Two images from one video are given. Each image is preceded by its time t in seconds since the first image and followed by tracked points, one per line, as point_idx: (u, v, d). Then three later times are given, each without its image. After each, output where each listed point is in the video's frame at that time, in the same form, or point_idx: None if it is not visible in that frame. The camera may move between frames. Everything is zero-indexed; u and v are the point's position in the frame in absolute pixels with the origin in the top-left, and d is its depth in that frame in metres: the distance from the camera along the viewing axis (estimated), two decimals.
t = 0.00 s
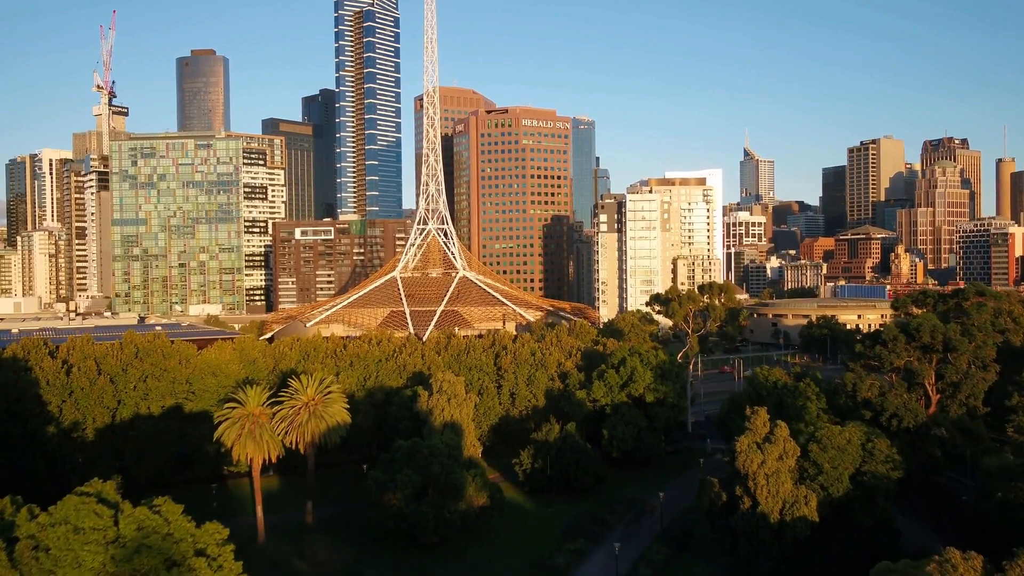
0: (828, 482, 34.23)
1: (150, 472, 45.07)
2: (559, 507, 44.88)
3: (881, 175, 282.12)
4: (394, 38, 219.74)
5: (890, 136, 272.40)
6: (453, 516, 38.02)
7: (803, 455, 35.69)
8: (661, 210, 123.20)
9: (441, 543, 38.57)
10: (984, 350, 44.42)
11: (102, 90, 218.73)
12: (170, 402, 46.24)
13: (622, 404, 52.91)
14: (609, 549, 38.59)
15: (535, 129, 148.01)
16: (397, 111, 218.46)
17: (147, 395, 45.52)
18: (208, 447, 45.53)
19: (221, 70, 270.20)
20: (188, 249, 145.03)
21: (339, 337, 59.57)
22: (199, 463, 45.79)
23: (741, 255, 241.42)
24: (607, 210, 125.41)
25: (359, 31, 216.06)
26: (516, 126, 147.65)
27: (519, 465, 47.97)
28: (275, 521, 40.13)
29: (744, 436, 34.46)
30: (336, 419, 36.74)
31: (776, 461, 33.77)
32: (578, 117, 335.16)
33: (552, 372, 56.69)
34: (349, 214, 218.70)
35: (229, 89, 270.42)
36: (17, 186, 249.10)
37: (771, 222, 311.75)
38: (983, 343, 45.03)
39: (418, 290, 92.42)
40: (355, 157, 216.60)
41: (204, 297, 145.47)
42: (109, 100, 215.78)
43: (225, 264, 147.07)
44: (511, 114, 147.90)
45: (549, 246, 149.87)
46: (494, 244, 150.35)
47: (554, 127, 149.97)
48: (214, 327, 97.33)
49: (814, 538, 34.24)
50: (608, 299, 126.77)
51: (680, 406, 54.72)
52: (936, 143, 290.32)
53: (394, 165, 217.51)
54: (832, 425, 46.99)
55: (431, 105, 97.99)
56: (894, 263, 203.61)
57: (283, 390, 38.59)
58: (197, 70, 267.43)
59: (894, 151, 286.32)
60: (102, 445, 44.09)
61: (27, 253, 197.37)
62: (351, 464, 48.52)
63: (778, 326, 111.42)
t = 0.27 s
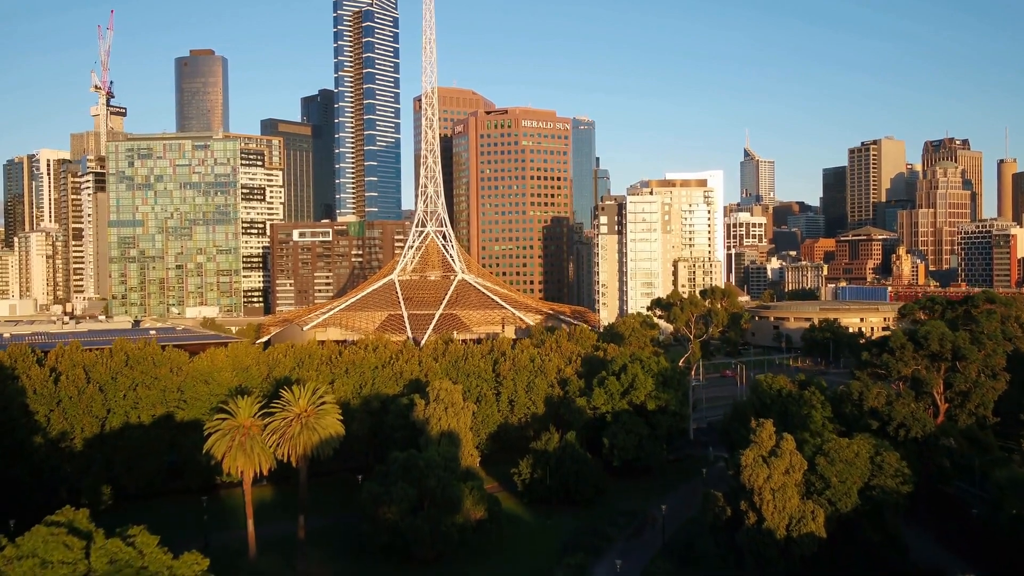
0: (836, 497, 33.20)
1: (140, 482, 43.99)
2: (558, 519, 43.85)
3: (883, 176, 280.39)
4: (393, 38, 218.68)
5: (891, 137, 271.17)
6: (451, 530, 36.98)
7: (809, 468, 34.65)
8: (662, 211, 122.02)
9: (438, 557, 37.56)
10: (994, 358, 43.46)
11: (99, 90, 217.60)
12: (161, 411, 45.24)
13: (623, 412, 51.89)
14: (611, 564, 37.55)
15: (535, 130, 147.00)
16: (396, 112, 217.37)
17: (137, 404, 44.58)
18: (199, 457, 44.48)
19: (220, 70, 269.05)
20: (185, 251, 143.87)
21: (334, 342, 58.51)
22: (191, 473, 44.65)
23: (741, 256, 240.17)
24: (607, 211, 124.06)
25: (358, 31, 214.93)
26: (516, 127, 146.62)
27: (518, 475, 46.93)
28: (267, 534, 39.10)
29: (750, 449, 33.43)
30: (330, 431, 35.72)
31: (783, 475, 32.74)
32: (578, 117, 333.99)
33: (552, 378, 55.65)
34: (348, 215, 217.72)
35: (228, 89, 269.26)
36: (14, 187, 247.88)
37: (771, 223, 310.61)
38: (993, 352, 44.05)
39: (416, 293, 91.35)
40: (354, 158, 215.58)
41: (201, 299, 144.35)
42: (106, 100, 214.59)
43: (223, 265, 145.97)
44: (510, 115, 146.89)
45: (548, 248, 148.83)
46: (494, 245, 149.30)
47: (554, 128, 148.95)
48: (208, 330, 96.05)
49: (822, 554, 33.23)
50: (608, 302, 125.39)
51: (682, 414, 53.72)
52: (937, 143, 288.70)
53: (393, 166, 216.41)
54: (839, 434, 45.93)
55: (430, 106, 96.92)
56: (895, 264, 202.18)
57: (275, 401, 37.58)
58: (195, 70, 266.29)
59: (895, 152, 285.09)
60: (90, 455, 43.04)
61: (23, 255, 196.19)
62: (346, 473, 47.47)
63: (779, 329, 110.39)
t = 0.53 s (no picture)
0: (844, 511, 32.26)
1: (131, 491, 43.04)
2: (558, 530, 42.95)
3: (884, 177, 279.38)
4: (393, 38, 217.78)
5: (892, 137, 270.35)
6: (448, 544, 36.11)
7: (816, 481, 33.69)
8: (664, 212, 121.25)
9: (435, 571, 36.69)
10: (1002, 366, 42.66)
11: (98, 90, 216.72)
12: (152, 419, 44.35)
13: (624, 419, 50.97)
14: None
15: (535, 131, 146.14)
16: (395, 112, 216.46)
17: (128, 412, 43.71)
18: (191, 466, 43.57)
19: (219, 70, 268.12)
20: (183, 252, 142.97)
21: (330, 347, 57.57)
22: (184, 482, 43.76)
23: (742, 256, 239.25)
24: (607, 212, 123.08)
25: (357, 31, 213.95)
26: (516, 128, 145.72)
27: (517, 484, 46.03)
28: (260, 547, 38.18)
29: (755, 462, 32.51)
30: (323, 442, 34.94)
31: (789, 488, 31.80)
32: (579, 117, 333.11)
33: (551, 385, 54.72)
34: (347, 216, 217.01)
35: (227, 89, 268.36)
36: (12, 187, 246.91)
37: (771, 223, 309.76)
38: (1002, 360, 43.23)
39: (414, 296, 90.42)
40: (353, 158, 214.73)
41: (199, 301, 143.48)
42: (105, 100, 213.71)
43: (221, 267, 145.05)
44: (510, 116, 146.00)
45: (548, 249, 147.96)
46: (493, 247, 148.40)
47: (553, 129, 148.09)
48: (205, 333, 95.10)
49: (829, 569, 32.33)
50: (608, 303, 124.33)
51: (684, 421, 52.79)
52: (938, 144, 287.45)
53: (393, 166, 215.52)
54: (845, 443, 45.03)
55: (428, 107, 95.97)
56: (896, 265, 201.09)
57: (267, 411, 36.67)
58: (194, 70, 265.36)
59: (895, 152, 284.18)
60: (80, 465, 42.08)
61: (21, 256, 195.25)
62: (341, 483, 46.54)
63: (781, 331, 109.47)
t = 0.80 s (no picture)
0: (853, 525, 31.26)
1: (122, 501, 42.09)
2: (559, 542, 42.05)
3: (884, 178, 278.54)
4: (392, 39, 216.90)
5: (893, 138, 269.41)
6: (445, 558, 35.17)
7: (825, 494, 32.69)
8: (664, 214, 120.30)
9: None
10: (1012, 375, 41.95)
11: (96, 90, 215.81)
12: (144, 428, 43.44)
13: (625, 427, 50.05)
14: None
15: (535, 132, 145.25)
16: (394, 113, 215.53)
17: (119, 421, 42.83)
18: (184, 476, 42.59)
19: (218, 71, 267.03)
20: (181, 254, 142.02)
21: (325, 352, 56.49)
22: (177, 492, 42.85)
23: (742, 258, 238.20)
24: (607, 214, 122.21)
25: (356, 31, 213.11)
26: (516, 128, 144.77)
27: (517, 494, 45.10)
28: (252, 561, 37.23)
29: (761, 476, 31.68)
30: (316, 455, 34.03)
31: (797, 502, 30.86)
32: (579, 117, 332.16)
33: (551, 392, 53.77)
34: (346, 217, 216.32)
35: (226, 89, 267.29)
36: (10, 188, 245.72)
37: (772, 224, 308.86)
38: (1013, 369, 42.44)
39: (413, 299, 89.45)
40: (352, 159, 213.76)
41: (197, 303, 142.36)
42: (103, 101, 212.72)
43: (218, 269, 143.91)
44: (510, 116, 145.14)
45: (548, 251, 147.02)
46: (493, 248, 147.42)
47: (553, 130, 147.21)
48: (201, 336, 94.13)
49: None
50: (608, 304, 123.26)
51: (686, 429, 51.84)
52: (939, 145, 286.56)
53: (392, 167, 214.51)
54: (851, 452, 44.09)
55: (427, 108, 95.01)
56: (898, 267, 200.05)
57: (259, 422, 35.74)
58: (193, 70, 264.26)
59: (896, 153, 283.23)
60: (69, 475, 41.03)
61: (19, 257, 194.21)
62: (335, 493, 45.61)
63: (783, 334, 108.56)
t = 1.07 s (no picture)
0: (861, 541, 30.31)
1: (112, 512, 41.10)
2: (559, 554, 41.13)
3: (885, 178, 277.40)
4: (391, 39, 215.89)
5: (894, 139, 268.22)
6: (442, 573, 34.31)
7: (833, 509, 31.75)
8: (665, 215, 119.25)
9: None
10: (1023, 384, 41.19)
11: (94, 91, 214.83)
12: (135, 437, 42.50)
13: (626, 434, 49.08)
14: None
15: (535, 133, 144.39)
16: (394, 113, 214.60)
17: (109, 430, 41.87)
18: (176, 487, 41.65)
19: (217, 71, 266.04)
20: (178, 255, 141.11)
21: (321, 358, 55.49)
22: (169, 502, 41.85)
23: (743, 259, 237.23)
24: (608, 216, 121.22)
25: (355, 32, 212.12)
26: (515, 129, 143.79)
27: (516, 504, 44.20)
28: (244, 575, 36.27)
29: (767, 490, 30.76)
30: (309, 467, 33.10)
31: (804, 517, 29.94)
32: (579, 118, 331.18)
33: (552, 398, 52.86)
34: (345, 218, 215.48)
35: (225, 90, 266.35)
36: (8, 188, 244.83)
37: (772, 225, 307.89)
38: None
39: (412, 302, 88.45)
40: (351, 160, 212.84)
41: (194, 305, 141.54)
42: (101, 101, 211.81)
43: (216, 271, 142.96)
44: (510, 117, 144.22)
45: (548, 253, 146.08)
46: (493, 250, 146.45)
47: (554, 130, 146.28)
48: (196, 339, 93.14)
49: None
50: (609, 308, 122.34)
51: (688, 437, 50.84)
52: (940, 145, 285.45)
53: (391, 168, 213.55)
54: (857, 462, 43.15)
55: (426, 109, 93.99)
56: (899, 268, 199.03)
57: (252, 434, 34.81)
58: (192, 71, 263.31)
59: (897, 154, 282.09)
60: (58, 486, 40.09)
61: (16, 258, 193.04)
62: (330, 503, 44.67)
63: (785, 337, 107.77)
